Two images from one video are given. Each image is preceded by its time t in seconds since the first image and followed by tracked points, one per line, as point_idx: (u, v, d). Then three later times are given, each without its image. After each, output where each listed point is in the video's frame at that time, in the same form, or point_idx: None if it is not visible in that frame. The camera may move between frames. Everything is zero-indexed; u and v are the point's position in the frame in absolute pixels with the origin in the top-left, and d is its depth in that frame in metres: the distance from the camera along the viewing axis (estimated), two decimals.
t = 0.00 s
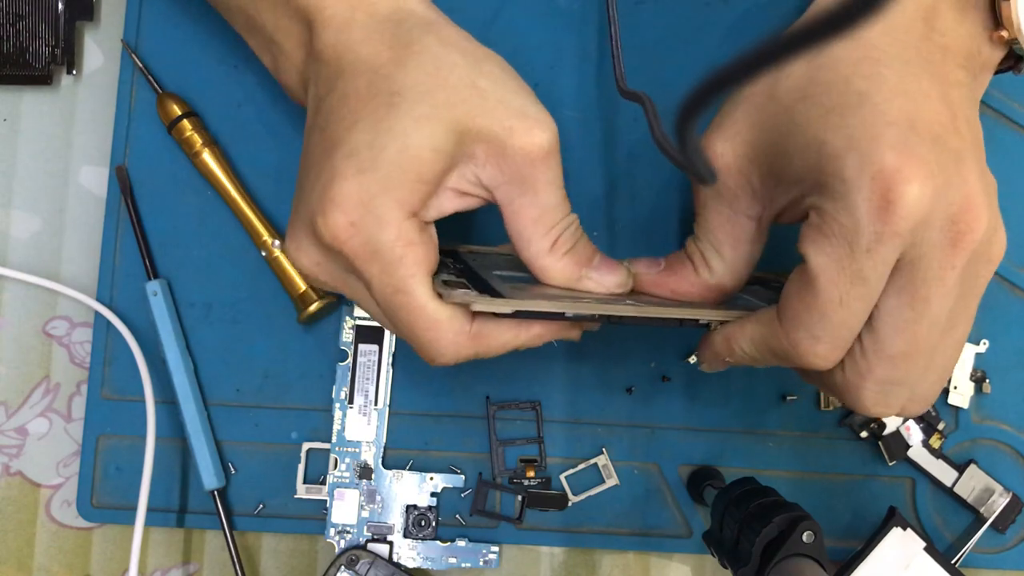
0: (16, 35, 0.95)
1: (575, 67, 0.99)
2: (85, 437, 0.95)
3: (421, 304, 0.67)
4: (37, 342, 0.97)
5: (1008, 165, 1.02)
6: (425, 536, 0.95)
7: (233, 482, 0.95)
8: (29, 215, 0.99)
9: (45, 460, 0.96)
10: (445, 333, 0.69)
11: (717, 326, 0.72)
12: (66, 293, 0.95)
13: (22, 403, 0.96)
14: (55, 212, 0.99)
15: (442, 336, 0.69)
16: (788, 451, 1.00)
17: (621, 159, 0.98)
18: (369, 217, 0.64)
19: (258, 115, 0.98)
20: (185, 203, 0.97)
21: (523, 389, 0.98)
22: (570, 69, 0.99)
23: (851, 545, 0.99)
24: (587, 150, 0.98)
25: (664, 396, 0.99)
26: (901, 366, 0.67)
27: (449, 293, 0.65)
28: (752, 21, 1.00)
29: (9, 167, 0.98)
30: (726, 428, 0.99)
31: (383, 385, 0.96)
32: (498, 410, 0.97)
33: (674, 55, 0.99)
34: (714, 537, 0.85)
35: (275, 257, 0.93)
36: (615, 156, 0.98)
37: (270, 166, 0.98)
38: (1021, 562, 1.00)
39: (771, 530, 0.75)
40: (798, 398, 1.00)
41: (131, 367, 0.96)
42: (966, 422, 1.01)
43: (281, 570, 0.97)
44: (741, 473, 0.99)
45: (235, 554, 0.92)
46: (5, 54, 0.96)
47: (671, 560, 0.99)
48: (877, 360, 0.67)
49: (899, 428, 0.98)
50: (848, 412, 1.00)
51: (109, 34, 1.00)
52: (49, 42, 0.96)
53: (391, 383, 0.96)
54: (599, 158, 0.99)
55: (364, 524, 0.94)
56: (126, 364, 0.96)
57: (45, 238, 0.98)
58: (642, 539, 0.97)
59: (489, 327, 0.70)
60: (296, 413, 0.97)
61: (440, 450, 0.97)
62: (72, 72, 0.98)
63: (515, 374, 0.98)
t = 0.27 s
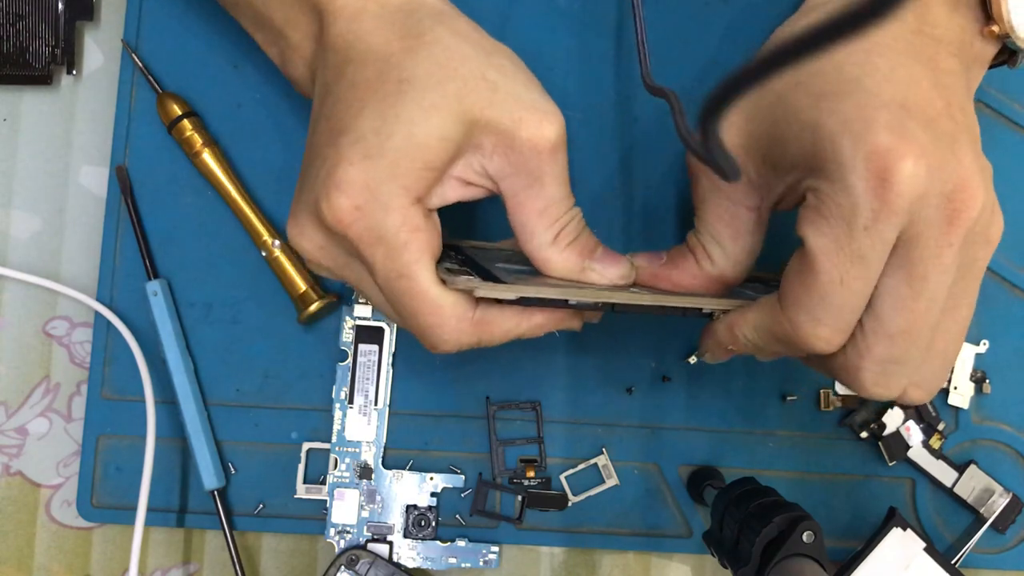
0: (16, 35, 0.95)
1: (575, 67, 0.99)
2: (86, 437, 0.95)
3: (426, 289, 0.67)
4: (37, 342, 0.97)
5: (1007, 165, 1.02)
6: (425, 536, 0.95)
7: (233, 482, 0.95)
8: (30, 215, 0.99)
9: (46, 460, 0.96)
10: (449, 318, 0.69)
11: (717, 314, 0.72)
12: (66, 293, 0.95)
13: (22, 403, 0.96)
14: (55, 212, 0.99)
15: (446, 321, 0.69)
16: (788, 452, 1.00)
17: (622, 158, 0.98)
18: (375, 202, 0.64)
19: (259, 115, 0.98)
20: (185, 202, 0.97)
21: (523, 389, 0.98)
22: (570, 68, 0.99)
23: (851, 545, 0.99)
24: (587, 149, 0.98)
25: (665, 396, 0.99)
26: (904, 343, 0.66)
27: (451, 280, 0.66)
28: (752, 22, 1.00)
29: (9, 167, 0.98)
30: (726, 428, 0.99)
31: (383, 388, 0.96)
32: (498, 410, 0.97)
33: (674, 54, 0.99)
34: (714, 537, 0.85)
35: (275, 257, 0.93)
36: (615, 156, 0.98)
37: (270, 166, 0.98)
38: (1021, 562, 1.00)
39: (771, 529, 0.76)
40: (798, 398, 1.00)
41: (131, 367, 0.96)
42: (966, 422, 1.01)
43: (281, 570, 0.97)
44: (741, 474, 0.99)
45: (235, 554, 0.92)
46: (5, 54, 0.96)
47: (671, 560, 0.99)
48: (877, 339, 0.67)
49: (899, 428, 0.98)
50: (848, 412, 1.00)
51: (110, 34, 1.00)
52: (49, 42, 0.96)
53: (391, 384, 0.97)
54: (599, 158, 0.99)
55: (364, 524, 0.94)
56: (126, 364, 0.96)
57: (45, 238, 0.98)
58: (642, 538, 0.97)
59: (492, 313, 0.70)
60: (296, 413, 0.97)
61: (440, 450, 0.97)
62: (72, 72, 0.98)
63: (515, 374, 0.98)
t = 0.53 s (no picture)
0: (17, 35, 0.95)
1: (575, 67, 0.99)
2: (86, 437, 0.95)
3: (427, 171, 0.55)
4: (37, 342, 0.97)
5: (1005, 166, 1.02)
6: (425, 536, 0.95)
7: (233, 482, 0.95)
8: (29, 215, 0.99)
9: (45, 460, 0.96)
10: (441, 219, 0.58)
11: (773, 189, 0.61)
12: (66, 293, 0.95)
13: (22, 403, 0.96)
14: (55, 212, 0.99)
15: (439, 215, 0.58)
16: (788, 452, 1.00)
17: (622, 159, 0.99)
18: (377, 111, 0.57)
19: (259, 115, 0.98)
20: (185, 202, 0.97)
21: (523, 389, 0.98)
22: (570, 69, 0.99)
23: (851, 545, 0.99)
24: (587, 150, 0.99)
25: (665, 396, 0.99)
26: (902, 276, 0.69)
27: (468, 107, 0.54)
28: (751, 22, 1.00)
29: (9, 167, 0.98)
30: (726, 428, 0.99)
31: (383, 388, 0.96)
32: (498, 410, 0.98)
33: (674, 54, 0.99)
34: (714, 537, 0.85)
35: (276, 257, 0.93)
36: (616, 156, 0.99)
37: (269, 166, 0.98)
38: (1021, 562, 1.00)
39: (771, 529, 0.76)
40: (798, 397, 1.00)
41: (131, 367, 0.96)
42: (966, 422, 1.01)
43: (280, 571, 0.97)
44: (741, 474, 0.99)
45: (235, 554, 0.92)
46: (5, 54, 0.96)
47: (671, 560, 0.99)
48: (881, 258, 0.70)
49: (899, 428, 0.99)
50: (847, 412, 1.00)
51: (109, 34, 1.00)
52: (49, 42, 0.96)
53: (391, 384, 0.97)
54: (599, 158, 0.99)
55: (364, 524, 0.94)
56: (126, 363, 0.96)
57: (45, 238, 0.98)
58: (642, 539, 0.97)
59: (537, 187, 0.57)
60: (296, 413, 0.97)
61: (440, 450, 0.97)
62: (72, 72, 0.99)
63: (515, 374, 0.98)
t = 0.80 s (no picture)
0: (16, 35, 0.95)
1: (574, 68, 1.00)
2: (86, 437, 0.95)
3: (479, 101, 0.45)
4: (36, 342, 0.97)
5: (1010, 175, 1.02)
6: (425, 536, 0.95)
7: (233, 482, 0.95)
8: (30, 215, 0.99)
9: (45, 459, 0.96)
10: (439, 246, 0.48)
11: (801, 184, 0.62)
12: (66, 293, 0.95)
13: (21, 403, 0.96)
14: (55, 211, 0.99)
15: (506, 142, 0.45)
16: (789, 452, 1.00)
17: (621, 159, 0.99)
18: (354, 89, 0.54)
19: (259, 115, 0.98)
20: (185, 202, 0.97)
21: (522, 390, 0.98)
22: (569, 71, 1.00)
23: (851, 545, 0.99)
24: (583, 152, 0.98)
25: (664, 396, 0.99)
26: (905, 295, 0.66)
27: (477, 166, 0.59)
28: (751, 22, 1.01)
29: (10, 167, 0.98)
30: (726, 428, 0.99)
31: (383, 389, 0.96)
32: (497, 411, 0.97)
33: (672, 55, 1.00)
34: (714, 537, 0.85)
35: (276, 257, 0.93)
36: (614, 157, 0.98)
37: (270, 166, 0.98)
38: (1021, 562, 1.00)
39: (771, 529, 0.76)
40: (798, 398, 1.00)
41: (131, 367, 0.96)
42: (966, 422, 1.01)
43: (280, 571, 0.96)
44: (741, 474, 0.99)
45: (235, 554, 0.92)
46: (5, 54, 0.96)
47: (671, 560, 0.99)
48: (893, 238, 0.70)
49: (899, 428, 0.99)
50: (847, 412, 1.00)
51: (109, 35, 1.00)
52: (49, 42, 0.96)
53: (391, 384, 0.97)
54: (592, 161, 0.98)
55: (364, 524, 0.94)
56: (126, 363, 0.96)
57: (45, 238, 0.98)
58: (642, 538, 0.97)
59: (598, 234, 0.50)
60: (296, 413, 0.97)
61: (440, 450, 0.97)
62: (72, 72, 0.99)
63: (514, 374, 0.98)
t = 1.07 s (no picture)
0: (17, 35, 0.95)
1: (573, 69, 1.01)
2: (86, 437, 0.95)
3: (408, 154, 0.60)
4: (36, 342, 0.97)
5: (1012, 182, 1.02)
6: (425, 536, 0.95)
7: (233, 482, 0.95)
8: (30, 215, 0.99)
9: (45, 460, 0.96)
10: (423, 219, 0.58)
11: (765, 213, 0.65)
12: (66, 293, 0.95)
13: (21, 403, 0.96)
14: (55, 211, 0.99)
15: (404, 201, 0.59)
16: (789, 452, 1.00)
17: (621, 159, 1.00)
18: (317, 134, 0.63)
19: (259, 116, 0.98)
20: (185, 202, 0.97)
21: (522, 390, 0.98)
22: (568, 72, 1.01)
23: (851, 545, 0.99)
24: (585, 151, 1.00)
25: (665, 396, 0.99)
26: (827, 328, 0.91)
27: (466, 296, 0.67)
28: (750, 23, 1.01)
29: (9, 167, 0.98)
30: (726, 428, 0.99)
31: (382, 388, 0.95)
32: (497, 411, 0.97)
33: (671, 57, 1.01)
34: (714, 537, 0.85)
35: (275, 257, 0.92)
36: (616, 156, 1.00)
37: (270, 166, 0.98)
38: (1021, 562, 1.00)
39: (771, 530, 0.76)
40: (798, 398, 1.00)
41: (131, 368, 0.96)
42: (966, 422, 1.01)
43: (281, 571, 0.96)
44: (740, 474, 0.99)
45: (235, 554, 0.92)
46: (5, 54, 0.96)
47: (671, 560, 0.98)
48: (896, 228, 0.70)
49: (899, 428, 0.99)
50: (847, 412, 1.00)
51: (109, 35, 1.00)
52: (49, 42, 0.96)
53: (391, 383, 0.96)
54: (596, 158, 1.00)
55: (364, 524, 0.94)
56: (126, 364, 0.96)
57: (45, 238, 0.98)
58: (642, 538, 0.97)
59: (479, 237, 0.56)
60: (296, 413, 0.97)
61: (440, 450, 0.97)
62: (72, 72, 0.99)
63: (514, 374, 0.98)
